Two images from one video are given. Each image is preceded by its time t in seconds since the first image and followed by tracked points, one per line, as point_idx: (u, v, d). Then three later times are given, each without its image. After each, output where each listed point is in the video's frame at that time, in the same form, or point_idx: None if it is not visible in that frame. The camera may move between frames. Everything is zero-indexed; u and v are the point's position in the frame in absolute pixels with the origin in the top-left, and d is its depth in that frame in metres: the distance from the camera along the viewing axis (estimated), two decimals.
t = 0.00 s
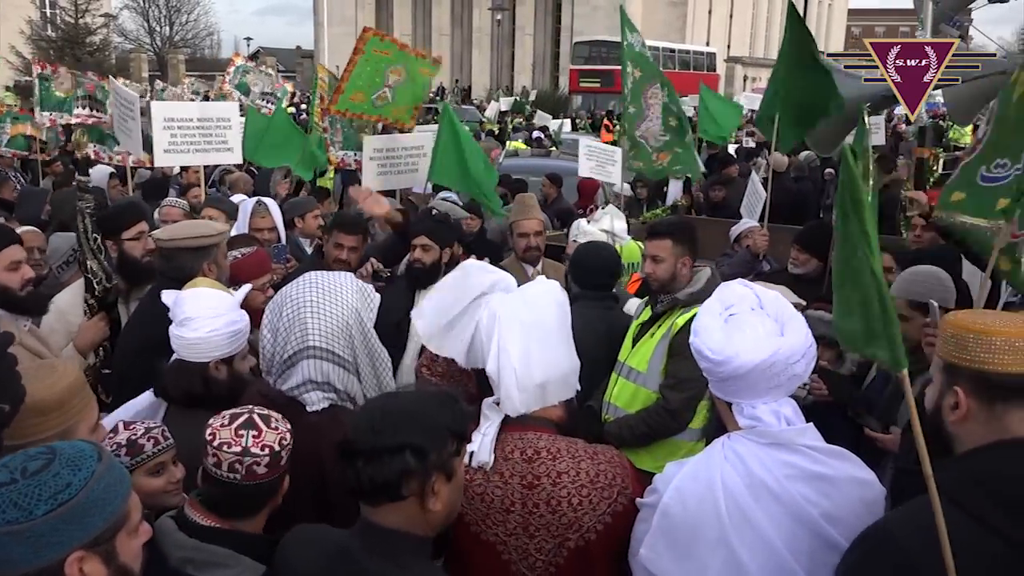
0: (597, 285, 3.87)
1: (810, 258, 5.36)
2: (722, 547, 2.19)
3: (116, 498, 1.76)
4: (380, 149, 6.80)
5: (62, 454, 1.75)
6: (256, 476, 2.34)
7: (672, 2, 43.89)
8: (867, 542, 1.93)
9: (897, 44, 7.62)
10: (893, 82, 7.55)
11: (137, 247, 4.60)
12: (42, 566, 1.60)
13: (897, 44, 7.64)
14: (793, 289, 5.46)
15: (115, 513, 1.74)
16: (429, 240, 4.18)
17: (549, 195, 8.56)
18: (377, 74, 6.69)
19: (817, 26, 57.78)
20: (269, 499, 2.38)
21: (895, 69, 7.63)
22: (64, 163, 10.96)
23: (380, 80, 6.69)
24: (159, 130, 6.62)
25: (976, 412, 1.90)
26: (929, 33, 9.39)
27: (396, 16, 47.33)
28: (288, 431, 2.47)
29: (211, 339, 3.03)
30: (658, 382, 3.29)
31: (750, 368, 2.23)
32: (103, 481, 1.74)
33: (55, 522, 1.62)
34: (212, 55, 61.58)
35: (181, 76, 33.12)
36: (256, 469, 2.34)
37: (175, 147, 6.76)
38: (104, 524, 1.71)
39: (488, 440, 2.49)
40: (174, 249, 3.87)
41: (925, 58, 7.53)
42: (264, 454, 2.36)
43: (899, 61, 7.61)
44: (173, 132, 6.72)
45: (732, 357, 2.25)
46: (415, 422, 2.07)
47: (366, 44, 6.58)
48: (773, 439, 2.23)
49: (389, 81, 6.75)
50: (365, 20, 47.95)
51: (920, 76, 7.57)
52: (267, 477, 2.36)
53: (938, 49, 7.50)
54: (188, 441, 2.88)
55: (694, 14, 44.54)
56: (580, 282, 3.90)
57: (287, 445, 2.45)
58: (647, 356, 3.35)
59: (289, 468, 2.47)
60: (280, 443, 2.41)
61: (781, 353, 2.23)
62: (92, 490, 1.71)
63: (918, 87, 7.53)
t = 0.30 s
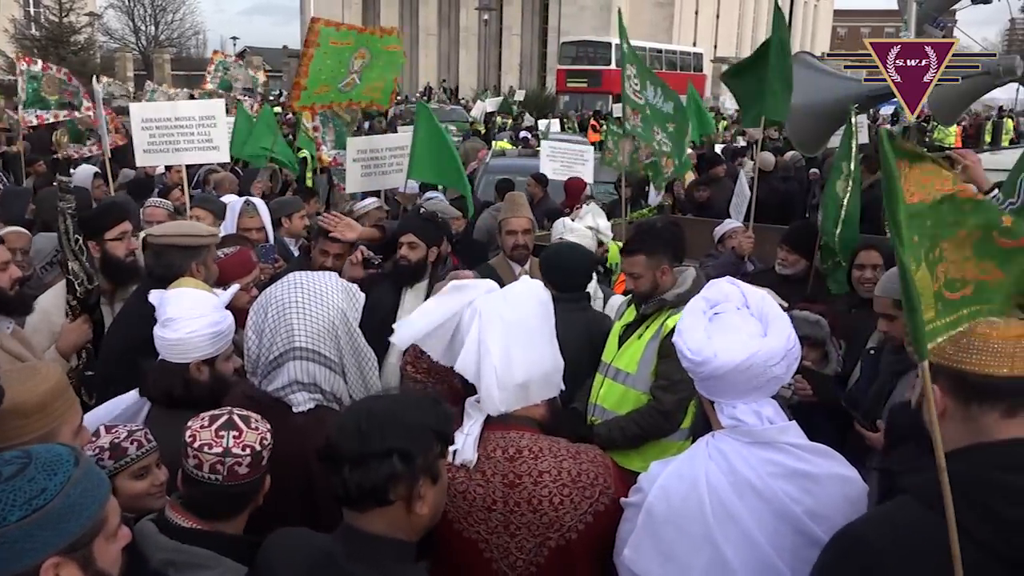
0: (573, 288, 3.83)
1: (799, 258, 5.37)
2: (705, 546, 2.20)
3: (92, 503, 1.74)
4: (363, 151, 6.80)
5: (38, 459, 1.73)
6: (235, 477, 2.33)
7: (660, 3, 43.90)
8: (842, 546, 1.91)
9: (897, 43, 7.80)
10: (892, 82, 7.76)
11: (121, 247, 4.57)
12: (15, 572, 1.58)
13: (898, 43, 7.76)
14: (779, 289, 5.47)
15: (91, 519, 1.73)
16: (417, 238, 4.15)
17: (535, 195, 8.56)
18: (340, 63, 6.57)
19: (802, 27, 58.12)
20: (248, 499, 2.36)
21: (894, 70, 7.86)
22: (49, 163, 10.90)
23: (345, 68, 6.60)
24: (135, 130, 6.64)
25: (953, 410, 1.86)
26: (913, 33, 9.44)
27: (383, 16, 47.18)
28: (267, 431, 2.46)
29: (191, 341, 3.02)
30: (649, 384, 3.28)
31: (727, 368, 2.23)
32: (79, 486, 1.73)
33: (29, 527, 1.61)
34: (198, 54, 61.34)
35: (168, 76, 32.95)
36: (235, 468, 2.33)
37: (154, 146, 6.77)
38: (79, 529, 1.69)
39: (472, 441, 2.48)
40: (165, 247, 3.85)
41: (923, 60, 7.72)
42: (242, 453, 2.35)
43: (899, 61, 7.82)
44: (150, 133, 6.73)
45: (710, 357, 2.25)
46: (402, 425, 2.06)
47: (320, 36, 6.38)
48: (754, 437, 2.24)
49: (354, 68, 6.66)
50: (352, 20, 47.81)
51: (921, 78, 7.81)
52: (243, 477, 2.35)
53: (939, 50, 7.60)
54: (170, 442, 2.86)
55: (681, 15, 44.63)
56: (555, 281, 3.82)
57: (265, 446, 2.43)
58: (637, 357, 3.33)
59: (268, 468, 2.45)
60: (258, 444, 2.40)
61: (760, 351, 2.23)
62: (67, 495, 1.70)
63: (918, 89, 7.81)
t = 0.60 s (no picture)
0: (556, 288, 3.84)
1: (789, 258, 5.36)
2: (690, 545, 2.20)
3: (75, 502, 1.73)
4: (351, 150, 6.79)
5: (21, 459, 1.72)
6: (218, 472, 2.33)
7: (648, 2, 43.90)
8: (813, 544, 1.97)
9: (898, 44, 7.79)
10: (893, 82, 7.77)
11: (106, 246, 4.53)
12: None
13: (898, 43, 7.71)
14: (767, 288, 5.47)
15: (75, 518, 1.72)
16: (402, 235, 4.12)
17: (523, 194, 8.53)
18: (331, 70, 6.38)
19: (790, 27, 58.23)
20: (231, 495, 2.35)
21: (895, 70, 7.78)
22: (34, 161, 10.80)
23: (336, 76, 6.37)
24: (117, 129, 6.62)
25: (927, 406, 2.01)
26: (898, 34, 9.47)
27: (371, 15, 47.01)
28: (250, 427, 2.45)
29: (176, 340, 3.01)
30: (645, 386, 3.22)
31: (711, 367, 2.23)
32: (62, 486, 1.72)
33: (11, 528, 1.60)
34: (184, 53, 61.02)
35: (154, 75, 32.71)
36: (217, 463, 2.33)
37: (136, 144, 6.74)
38: (63, 529, 1.68)
39: (455, 441, 2.48)
40: (154, 246, 3.83)
41: (924, 61, 7.64)
42: (225, 449, 2.34)
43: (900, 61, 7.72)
44: (133, 131, 6.71)
45: (695, 356, 2.26)
46: (390, 429, 2.06)
47: (311, 37, 6.31)
48: (737, 436, 2.25)
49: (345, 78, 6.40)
50: (340, 18, 47.60)
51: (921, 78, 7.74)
52: (227, 472, 2.34)
53: (940, 50, 7.55)
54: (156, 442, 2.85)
55: (670, 14, 44.66)
56: (550, 284, 3.81)
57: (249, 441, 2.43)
58: (631, 358, 3.26)
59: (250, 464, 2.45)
60: (241, 438, 2.39)
61: (745, 350, 2.23)
62: (50, 495, 1.69)
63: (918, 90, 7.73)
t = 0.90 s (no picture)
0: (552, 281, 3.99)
1: (775, 257, 5.39)
2: (671, 543, 2.21)
3: (60, 502, 1.72)
4: (339, 148, 6.75)
5: (4, 458, 1.70)
6: (189, 464, 2.31)
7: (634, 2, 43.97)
8: (806, 540, 1.96)
9: (897, 44, 7.84)
10: (892, 82, 7.94)
11: (89, 244, 4.49)
12: None
13: (898, 43, 7.85)
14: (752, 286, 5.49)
15: (59, 519, 1.70)
16: (385, 232, 4.13)
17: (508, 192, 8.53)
18: (342, 83, 6.47)
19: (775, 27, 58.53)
20: (207, 487, 2.34)
21: (894, 70, 7.92)
22: (16, 159, 10.72)
23: (345, 92, 6.46)
24: (108, 125, 6.53)
25: (919, 399, 2.03)
26: (883, 33, 9.51)
27: (357, 13, 46.90)
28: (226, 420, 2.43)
29: (159, 339, 2.99)
30: (638, 387, 3.13)
31: (695, 366, 2.24)
32: (47, 486, 1.71)
33: None
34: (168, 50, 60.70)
35: (139, 72, 32.52)
36: (188, 456, 2.30)
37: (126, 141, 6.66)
38: (47, 530, 1.67)
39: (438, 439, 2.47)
40: (129, 244, 3.79)
41: (923, 61, 7.75)
42: (195, 441, 2.32)
43: (899, 61, 7.87)
44: (123, 128, 6.62)
45: (679, 355, 2.26)
46: (373, 430, 2.05)
47: (330, 46, 6.38)
48: (719, 433, 2.25)
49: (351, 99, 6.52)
50: (326, 16, 47.47)
51: (920, 78, 7.84)
52: (200, 465, 2.32)
53: (938, 51, 7.62)
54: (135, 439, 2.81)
55: (656, 14, 44.77)
56: (546, 277, 3.98)
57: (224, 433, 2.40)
58: (623, 361, 3.17)
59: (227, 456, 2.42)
60: (212, 431, 2.37)
61: (728, 348, 2.23)
62: (34, 496, 1.67)
63: (918, 89, 7.83)
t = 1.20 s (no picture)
0: (548, 281, 3.89)
1: (766, 256, 5.39)
2: (659, 543, 2.21)
3: (50, 508, 1.72)
4: (332, 148, 6.77)
5: None
6: (136, 466, 2.27)
7: (625, 1, 44.04)
8: (809, 531, 1.97)
9: (898, 43, 7.87)
10: (893, 82, 7.98)
11: (75, 244, 4.48)
12: None
13: (898, 43, 7.88)
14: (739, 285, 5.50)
15: (49, 525, 1.70)
16: (371, 232, 4.11)
17: (496, 191, 8.52)
18: (324, 85, 6.60)
19: (763, 28, 58.72)
20: (170, 489, 2.30)
21: (895, 70, 7.96)
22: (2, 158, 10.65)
23: (327, 91, 6.58)
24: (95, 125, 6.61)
25: (925, 389, 2.03)
26: (872, 34, 9.55)
27: (346, 12, 46.83)
28: (185, 419, 2.36)
29: (143, 340, 2.98)
30: (630, 387, 3.02)
31: (678, 367, 2.23)
32: (36, 492, 1.70)
33: None
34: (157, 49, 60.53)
35: (127, 70, 32.39)
36: (132, 459, 2.27)
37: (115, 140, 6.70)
38: (36, 536, 1.68)
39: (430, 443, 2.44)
40: (110, 244, 3.76)
41: (923, 61, 7.79)
42: (141, 444, 2.29)
43: (899, 61, 7.91)
44: (111, 127, 6.68)
45: (662, 354, 2.26)
46: (356, 432, 2.05)
47: (320, 49, 6.54)
48: (706, 433, 2.25)
49: (335, 98, 6.62)
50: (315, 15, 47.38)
51: (920, 78, 7.88)
52: (149, 467, 2.27)
53: (938, 51, 7.67)
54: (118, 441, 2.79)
55: (646, 13, 44.85)
56: (544, 277, 3.89)
57: (180, 434, 2.34)
58: (616, 361, 3.05)
59: (195, 456, 2.36)
60: (163, 433, 2.32)
61: (712, 349, 2.23)
62: (23, 502, 1.67)
63: (919, 90, 7.87)
